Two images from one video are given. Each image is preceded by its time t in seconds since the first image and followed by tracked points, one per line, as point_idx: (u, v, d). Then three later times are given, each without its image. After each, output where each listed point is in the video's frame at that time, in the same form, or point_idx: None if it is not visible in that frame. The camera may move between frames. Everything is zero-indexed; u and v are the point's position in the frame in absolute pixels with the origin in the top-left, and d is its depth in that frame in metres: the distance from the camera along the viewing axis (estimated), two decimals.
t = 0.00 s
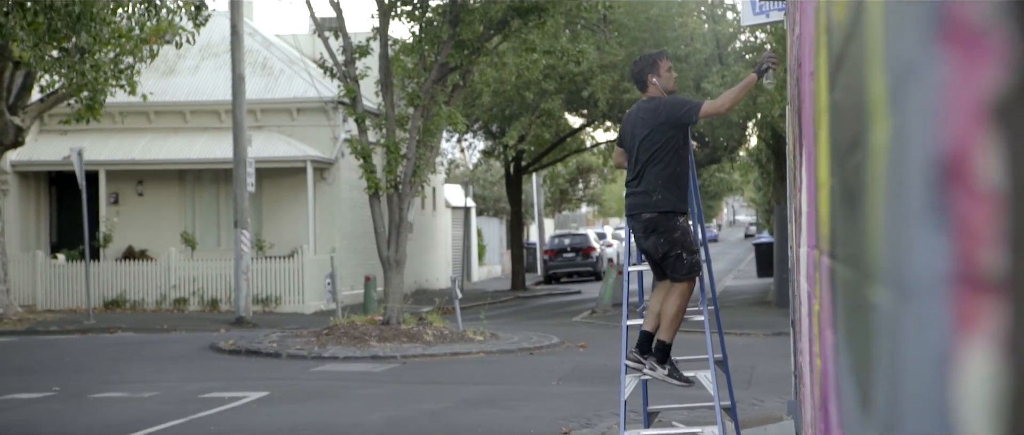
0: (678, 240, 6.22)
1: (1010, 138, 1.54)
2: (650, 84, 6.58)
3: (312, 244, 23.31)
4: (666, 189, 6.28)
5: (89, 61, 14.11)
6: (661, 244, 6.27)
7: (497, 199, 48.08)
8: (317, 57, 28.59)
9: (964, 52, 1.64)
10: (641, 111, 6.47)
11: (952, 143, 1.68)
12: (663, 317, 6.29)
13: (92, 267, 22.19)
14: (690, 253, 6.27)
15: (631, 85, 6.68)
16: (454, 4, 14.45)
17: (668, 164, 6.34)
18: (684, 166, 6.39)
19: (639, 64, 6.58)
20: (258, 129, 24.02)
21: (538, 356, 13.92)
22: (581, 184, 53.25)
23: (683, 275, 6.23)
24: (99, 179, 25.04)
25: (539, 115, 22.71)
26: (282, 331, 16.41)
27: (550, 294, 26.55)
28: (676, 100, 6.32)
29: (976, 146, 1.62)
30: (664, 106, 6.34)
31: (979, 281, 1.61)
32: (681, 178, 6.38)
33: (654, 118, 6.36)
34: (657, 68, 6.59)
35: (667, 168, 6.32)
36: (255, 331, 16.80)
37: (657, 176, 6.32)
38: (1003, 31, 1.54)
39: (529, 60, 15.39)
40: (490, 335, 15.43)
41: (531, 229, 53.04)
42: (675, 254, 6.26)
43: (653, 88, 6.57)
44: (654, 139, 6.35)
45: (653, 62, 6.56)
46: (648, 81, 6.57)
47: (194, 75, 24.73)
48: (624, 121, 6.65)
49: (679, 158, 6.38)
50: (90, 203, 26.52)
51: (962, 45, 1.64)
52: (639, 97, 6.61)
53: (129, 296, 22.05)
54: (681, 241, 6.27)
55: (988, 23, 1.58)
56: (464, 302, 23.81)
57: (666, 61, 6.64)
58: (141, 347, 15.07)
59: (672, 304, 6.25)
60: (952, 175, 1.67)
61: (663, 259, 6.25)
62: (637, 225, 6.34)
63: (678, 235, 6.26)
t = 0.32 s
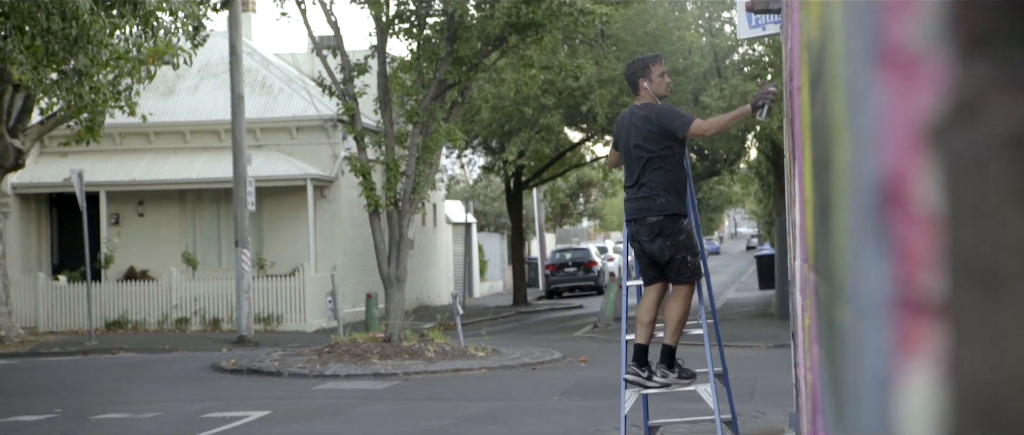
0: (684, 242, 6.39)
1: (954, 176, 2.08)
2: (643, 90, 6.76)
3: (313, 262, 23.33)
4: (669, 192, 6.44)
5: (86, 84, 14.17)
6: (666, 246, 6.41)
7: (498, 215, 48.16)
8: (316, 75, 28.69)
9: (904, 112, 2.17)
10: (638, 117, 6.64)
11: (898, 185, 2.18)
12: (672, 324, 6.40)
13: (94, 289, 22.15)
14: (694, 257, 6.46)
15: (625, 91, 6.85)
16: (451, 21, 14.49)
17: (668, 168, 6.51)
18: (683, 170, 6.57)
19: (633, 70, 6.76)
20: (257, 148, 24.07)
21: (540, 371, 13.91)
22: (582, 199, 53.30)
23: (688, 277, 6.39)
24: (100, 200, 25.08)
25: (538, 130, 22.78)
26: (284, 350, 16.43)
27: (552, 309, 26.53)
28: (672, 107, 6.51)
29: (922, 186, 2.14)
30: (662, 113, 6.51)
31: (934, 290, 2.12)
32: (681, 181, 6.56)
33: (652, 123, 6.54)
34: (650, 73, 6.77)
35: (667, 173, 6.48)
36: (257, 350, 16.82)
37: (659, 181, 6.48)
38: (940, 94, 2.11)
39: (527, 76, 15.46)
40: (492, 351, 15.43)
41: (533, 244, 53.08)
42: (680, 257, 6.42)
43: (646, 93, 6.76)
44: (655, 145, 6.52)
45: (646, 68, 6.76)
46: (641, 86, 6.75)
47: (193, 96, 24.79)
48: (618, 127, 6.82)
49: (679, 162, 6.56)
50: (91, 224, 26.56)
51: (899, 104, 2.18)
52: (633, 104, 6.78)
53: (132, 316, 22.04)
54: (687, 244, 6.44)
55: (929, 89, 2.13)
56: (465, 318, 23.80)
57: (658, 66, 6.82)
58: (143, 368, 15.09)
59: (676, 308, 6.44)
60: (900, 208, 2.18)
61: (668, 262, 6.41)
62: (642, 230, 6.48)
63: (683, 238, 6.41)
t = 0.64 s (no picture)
0: (680, 261, 6.40)
1: (889, 169, 1.14)
2: (640, 106, 6.77)
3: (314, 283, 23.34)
4: (665, 211, 6.47)
5: (84, 109, 14.28)
6: (663, 264, 6.42)
7: (499, 233, 48.26)
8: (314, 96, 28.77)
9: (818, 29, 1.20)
10: (634, 134, 6.66)
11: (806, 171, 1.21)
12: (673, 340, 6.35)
13: (95, 314, 22.11)
14: (690, 274, 6.43)
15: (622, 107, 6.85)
16: (448, 40, 14.58)
17: (665, 186, 6.53)
18: (680, 188, 6.58)
19: (630, 87, 6.76)
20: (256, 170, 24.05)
21: (542, 389, 13.90)
22: (582, 215, 53.39)
23: (682, 295, 6.36)
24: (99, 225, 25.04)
25: (537, 147, 22.86)
26: (285, 371, 16.41)
27: (554, 326, 26.53)
28: (668, 125, 6.53)
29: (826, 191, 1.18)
30: (658, 130, 6.52)
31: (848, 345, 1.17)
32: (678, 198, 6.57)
33: (647, 141, 6.56)
34: (646, 90, 6.78)
35: (664, 191, 6.50)
36: (258, 372, 16.80)
37: (655, 199, 6.51)
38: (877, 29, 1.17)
39: (524, 94, 15.51)
40: (493, 369, 15.42)
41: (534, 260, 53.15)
42: (676, 275, 6.41)
43: (643, 109, 6.77)
44: (651, 163, 6.55)
45: (643, 85, 6.76)
46: (638, 103, 6.76)
47: (191, 119, 24.85)
48: (615, 143, 6.83)
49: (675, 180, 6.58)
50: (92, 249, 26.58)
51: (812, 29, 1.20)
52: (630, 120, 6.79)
53: (133, 341, 22.00)
54: (683, 261, 6.44)
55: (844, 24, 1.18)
56: (467, 336, 23.82)
57: (655, 83, 6.83)
58: (145, 392, 15.06)
59: (677, 324, 6.40)
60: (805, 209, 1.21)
61: (663, 280, 6.40)
62: (637, 248, 6.50)
63: (678, 256, 6.43)
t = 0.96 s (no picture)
0: (678, 278, 6.40)
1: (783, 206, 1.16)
2: (635, 125, 6.78)
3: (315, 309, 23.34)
4: (665, 228, 6.46)
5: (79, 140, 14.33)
6: (662, 280, 6.42)
7: (499, 255, 48.30)
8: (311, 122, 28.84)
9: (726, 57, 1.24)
10: (631, 151, 6.66)
11: (715, 204, 1.26)
12: (669, 357, 6.36)
13: (96, 344, 22.05)
14: (689, 292, 6.44)
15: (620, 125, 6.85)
16: (442, 63, 14.61)
17: (664, 202, 6.53)
18: (677, 204, 6.57)
19: (627, 104, 6.77)
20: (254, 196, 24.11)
21: (544, 409, 13.86)
22: (582, 235, 53.47)
23: (679, 312, 6.37)
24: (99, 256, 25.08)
25: (534, 168, 22.92)
26: (287, 398, 16.38)
27: (557, 346, 26.51)
28: (664, 142, 6.52)
29: (735, 223, 1.22)
30: (655, 148, 6.51)
31: (764, 378, 1.23)
32: (676, 214, 6.57)
33: (645, 158, 6.56)
34: (641, 108, 6.78)
35: (663, 208, 6.51)
36: (260, 399, 16.78)
37: (654, 216, 6.52)
38: (779, 69, 1.20)
39: (520, 115, 15.55)
40: (495, 391, 15.39)
41: (535, 281, 53.19)
42: (675, 292, 6.42)
43: (638, 127, 6.78)
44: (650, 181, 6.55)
45: (638, 103, 6.76)
46: (633, 121, 6.77)
47: (189, 147, 24.90)
48: (611, 160, 6.81)
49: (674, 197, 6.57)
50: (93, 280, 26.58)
51: (715, 70, 1.25)
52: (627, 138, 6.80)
53: (135, 370, 21.94)
54: (682, 279, 6.45)
55: (748, 64, 1.22)
56: (469, 358, 23.82)
57: (650, 101, 6.82)
58: (147, 422, 15.01)
59: (671, 342, 6.41)
60: (717, 244, 1.27)
61: (661, 298, 6.41)
62: (636, 266, 6.50)
63: (677, 273, 6.44)
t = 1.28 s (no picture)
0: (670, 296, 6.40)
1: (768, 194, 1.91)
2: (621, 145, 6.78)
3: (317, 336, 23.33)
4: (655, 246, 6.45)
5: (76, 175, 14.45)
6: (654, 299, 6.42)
7: (501, 277, 48.28)
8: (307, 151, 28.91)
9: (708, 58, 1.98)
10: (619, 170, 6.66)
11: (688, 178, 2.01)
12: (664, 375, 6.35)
13: (98, 380, 22.03)
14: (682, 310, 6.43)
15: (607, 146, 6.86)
16: (435, 87, 14.65)
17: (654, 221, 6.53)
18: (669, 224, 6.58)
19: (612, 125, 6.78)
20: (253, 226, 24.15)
21: (547, 430, 13.80)
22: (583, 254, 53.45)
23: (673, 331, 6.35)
24: (99, 291, 25.09)
25: (531, 189, 22.95)
26: (291, 428, 16.34)
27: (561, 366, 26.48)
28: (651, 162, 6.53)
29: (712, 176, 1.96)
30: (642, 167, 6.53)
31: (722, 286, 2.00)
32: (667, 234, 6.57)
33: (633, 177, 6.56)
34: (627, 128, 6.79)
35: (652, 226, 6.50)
36: (265, 430, 16.75)
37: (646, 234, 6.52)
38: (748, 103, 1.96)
39: (513, 137, 15.58)
40: (499, 414, 15.35)
41: (537, 302, 53.15)
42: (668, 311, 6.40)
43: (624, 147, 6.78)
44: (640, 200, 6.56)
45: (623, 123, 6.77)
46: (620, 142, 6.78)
47: (187, 180, 24.96)
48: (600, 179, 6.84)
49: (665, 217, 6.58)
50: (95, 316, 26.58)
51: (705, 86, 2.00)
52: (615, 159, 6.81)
53: (138, 404, 21.90)
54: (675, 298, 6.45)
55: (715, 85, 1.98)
56: (474, 382, 23.77)
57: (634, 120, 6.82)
58: None
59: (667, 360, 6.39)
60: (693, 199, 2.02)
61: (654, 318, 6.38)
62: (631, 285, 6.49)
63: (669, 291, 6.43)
